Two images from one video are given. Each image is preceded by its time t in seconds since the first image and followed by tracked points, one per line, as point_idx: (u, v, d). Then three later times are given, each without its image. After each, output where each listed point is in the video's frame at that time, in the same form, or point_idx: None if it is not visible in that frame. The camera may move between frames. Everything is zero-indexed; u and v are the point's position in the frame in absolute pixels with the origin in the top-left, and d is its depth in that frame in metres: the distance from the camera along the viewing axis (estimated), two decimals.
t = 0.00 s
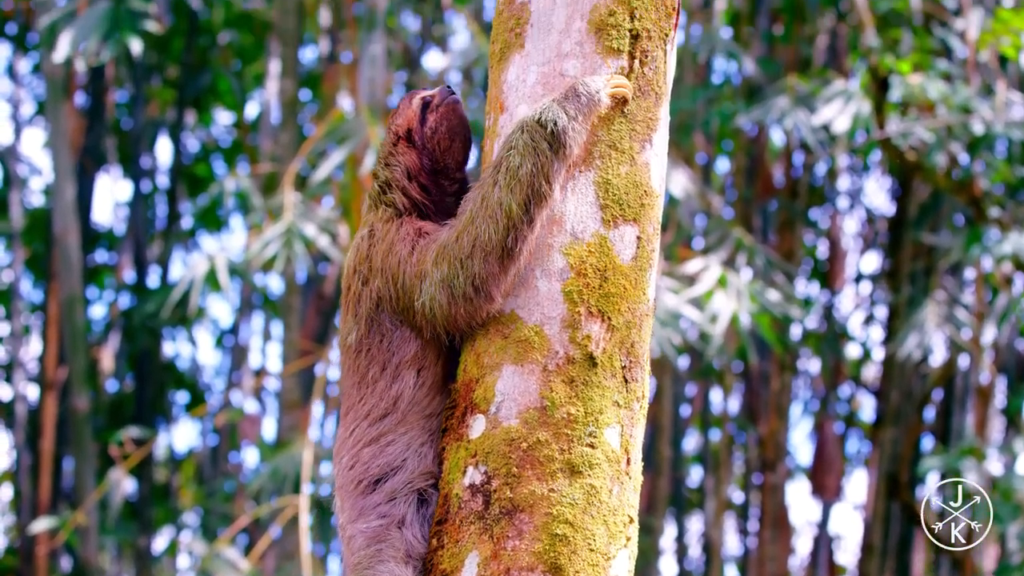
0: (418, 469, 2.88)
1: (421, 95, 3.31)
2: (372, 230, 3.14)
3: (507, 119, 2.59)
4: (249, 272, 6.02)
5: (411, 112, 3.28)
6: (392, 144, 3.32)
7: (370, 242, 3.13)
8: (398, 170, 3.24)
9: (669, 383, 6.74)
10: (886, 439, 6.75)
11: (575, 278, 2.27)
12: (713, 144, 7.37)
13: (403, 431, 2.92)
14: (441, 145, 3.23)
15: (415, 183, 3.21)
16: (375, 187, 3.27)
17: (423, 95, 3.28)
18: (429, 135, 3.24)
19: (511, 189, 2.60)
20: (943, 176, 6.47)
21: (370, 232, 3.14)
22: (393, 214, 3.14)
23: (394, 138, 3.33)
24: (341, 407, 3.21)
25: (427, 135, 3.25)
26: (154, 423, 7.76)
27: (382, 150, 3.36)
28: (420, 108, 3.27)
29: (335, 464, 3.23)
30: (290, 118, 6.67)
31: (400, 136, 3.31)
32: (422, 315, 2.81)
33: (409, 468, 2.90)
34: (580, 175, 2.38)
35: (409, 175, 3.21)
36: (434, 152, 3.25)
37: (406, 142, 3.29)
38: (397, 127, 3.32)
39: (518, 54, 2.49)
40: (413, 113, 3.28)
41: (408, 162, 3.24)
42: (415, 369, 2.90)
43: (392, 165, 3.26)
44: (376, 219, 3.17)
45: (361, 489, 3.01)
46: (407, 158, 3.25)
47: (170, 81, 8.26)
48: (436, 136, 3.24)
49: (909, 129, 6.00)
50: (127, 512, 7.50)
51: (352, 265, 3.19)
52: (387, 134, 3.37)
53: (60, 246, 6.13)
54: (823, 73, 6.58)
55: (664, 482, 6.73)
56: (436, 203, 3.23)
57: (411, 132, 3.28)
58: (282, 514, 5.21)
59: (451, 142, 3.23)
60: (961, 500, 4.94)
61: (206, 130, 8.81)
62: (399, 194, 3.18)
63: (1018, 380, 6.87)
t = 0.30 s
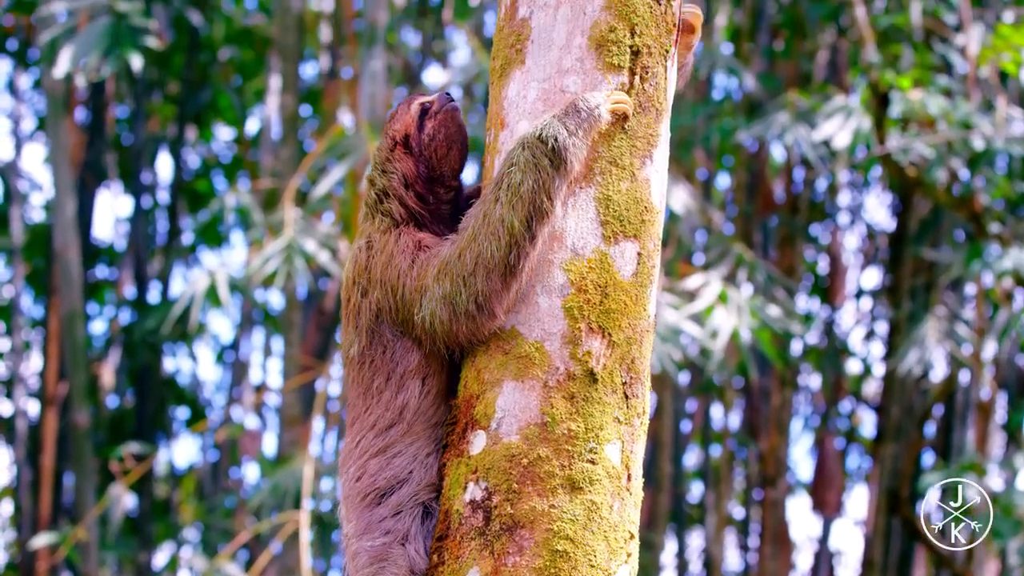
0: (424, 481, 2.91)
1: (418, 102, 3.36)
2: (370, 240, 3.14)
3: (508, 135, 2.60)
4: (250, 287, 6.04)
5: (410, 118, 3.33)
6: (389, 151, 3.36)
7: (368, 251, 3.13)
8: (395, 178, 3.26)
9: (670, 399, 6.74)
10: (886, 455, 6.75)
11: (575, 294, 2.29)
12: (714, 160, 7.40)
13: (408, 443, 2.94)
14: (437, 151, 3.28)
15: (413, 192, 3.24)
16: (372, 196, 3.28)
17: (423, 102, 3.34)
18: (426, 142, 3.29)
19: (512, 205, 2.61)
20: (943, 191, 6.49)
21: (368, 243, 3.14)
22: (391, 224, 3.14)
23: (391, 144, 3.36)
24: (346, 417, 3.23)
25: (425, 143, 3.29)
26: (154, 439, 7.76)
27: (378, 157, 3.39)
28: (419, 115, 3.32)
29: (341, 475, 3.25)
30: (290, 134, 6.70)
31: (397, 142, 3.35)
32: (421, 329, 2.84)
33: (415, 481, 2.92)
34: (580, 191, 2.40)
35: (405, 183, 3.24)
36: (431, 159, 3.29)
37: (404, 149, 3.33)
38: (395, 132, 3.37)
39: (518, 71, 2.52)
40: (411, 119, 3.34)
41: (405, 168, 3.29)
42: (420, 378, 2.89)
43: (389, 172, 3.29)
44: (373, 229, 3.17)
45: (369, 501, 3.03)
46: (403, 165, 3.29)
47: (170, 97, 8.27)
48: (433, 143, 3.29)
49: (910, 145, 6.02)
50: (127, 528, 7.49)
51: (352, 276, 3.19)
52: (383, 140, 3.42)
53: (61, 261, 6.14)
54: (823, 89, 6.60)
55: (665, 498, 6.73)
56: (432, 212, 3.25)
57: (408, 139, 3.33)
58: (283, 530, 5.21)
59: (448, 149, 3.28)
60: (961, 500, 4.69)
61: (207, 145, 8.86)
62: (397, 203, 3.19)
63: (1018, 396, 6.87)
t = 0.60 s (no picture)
0: (430, 492, 2.93)
1: (424, 108, 3.34)
2: (373, 248, 3.16)
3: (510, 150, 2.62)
4: (251, 302, 6.06)
5: (415, 124, 3.31)
6: (393, 156, 3.35)
7: (371, 259, 3.14)
8: (399, 185, 3.26)
9: (671, 413, 6.76)
10: (887, 469, 6.74)
11: (576, 309, 2.30)
12: (715, 174, 7.43)
13: (411, 453, 2.97)
14: (442, 160, 3.25)
15: (417, 198, 3.22)
16: (376, 202, 3.28)
17: (428, 108, 3.32)
18: (431, 148, 3.26)
19: (514, 219, 2.62)
20: (944, 206, 6.51)
21: (370, 251, 3.16)
22: (393, 232, 3.14)
23: (395, 149, 3.35)
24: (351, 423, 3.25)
25: (429, 149, 3.27)
26: (155, 453, 7.76)
27: (382, 162, 3.38)
28: (424, 121, 3.30)
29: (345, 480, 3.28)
30: (292, 148, 6.73)
31: (401, 147, 3.33)
32: (423, 341, 2.86)
33: (421, 492, 2.94)
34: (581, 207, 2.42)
35: (409, 189, 3.23)
36: (434, 166, 3.26)
37: (407, 155, 3.32)
38: (399, 137, 3.35)
39: (519, 85, 2.54)
40: (417, 125, 3.32)
41: (408, 174, 3.27)
42: (426, 386, 2.90)
43: (394, 178, 3.28)
44: (376, 236, 3.18)
45: (375, 512, 3.05)
46: (407, 171, 3.28)
47: (172, 111, 8.30)
48: (438, 151, 3.26)
49: (910, 159, 6.05)
50: (128, 542, 7.49)
51: (356, 284, 3.20)
52: (387, 145, 3.40)
53: (62, 276, 6.15)
54: (824, 103, 6.63)
55: (666, 512, 6.74)
56: (435, 217, 3.25)
57: (412, 144, 3.31)
58: (284, 544, 5.21)
59: (450, 158, 3.25)
60: (961, 502, 4.64)
61: (208, 160, 8.91)
62: (401, 210, 3.19)
63: (1020, 410, 6.88)
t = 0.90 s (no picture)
0: (421, 494, 2.99)
1: (426, 107, 3.33)
2: (374, 251, 3.16)
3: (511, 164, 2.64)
4: (252, 314, 6.07)
5: (417, 123, 3.30)
6: (393, 156, 3.34)
7: (373, 262, 3.14)
8: (401, 187, 3.25)
9: (672, 426, 6.76)
10: (888, 481, 6.74)
11: (577, 321, 2.32)
12: (715, 187, 7.46)
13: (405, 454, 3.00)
14: (442, 160, 3.26)
15: (418, 200, 3.22)
16: (377, 203, 3.27)
17: (431, 108, 3.30)
18: (431, 149, 3.26)
19: (516, 232, 2.63)
20: (945, 218, 6.53)
21: (372, 254, 3.15)
22: (396, 235, 3.14)
23: (395, 149, 3.34)
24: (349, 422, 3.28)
25: (430, 150, 3.27)
26: (156, 465, 7.76)
27: (382, 162, 3.36)
28: (426, 120, 3.29)
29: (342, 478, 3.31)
30: (292, 160, 6.75)
31: (402, 146, 3.32)
32: (423, 350, 2.88)
33: (416, 493, 2.99)
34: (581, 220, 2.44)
35: (411, 191, 3.23)
36: (435, 167, 3.27)
37: (408, 155, 3.31)
38: (400, 136, 3.34)
39: (520, 97, 2.56)
40: (418, 124, 3.30)
41: (408, 174, 3.27)
42: (422, 391, 2.93)
43: (395, 179, 3.27)
44: (378, 239, 3.17)
45: (365, 512, 3.11)
46: (408, 172, 3.28)
47: (173, 123, 8.33)
48: (438, 151, 3.26)
49: (911, 171, 6.06)
50: (128, 555, 7.49)
51: (356, 287, 3.21)
52: (389, 143, 3.39)
53: (62, 289, 6.16)
54: (825, 115, 6.66)
55: (667, 524, 6.75)
56: (437, 219, 3.24)
57: (413, 144, 3.30)
58: (284, 557, 5.21)
59: (451, 159, 3.25)
60: (961, 501, 4.66)
61: (209, 172, 8.95)
62: (403, 212, 3.18)
63: (1020, 423, 6.88)
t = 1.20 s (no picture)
0: (402, 473, 3.03)
1: (437, 95, 3.32)
2: (379, 243, 3.15)
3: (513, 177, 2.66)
4: (253, 326, 6.08)
5: (427, 111, 3.28)
6: (402, 143, 3.32)
7: (377, 254, 3.13)
8: (409, 175, 3.23)
9: (673, 438, 6.77)
10: (889, 493, 6.74)
11: (578, 333, 2.34)
12: (716, 199, 7.49)
13: (388, 437, 3.06)
14: (450, 149, 3.25)
15: (426, 189, 3.21)
16: (383, 191, 3.25)
17: (442, 96, 3.30)
18: (440, 138, 3.26)
19: (518, 245, 2.64)
20: (946, 230, 6.55)
21: (377, 246, 3.14)
22: (402, 229, 3.13)
23: (404, 136, 3.32)
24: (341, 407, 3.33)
25: (439, 138, 3.26)
26: (157, 477, 7.77)
27: (391, 149, 3.35)
28: (436, 109, 3.28)
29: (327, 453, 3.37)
30: (293, 172, 6.77)
31: (411, 133, 3.30)
32: (423, 353, 2.91)
33: (392, 473, 3.03)
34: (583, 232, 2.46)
35: (418, 180, 3.21)
36: (443, 156, 3.26)
37: (416, 143, 3.30)
38: (410, 123, 3.32)
39: (522, 109, 2.58)
40: (428, 112, 3.29)
41: (416, 162, 3.27)
42: (408, 381, 3.04)
43: (403, 167, 3.26)
44: (385, 231, 3.15)
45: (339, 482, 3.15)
46: (416, 161, 3.26)
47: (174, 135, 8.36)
48: (447, 140, 3.26)
49: (912, 183, 6.07)
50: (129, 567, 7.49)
51: (357, 277, 3.22)
52: (398, 129, 3.37)
53: (63, 301, 6.15)
54: (826, 127, 6.69)
55: (668, 536, 6.76)
56: (444, 209, 3.21)
57: (422, 132, 3.29)
58: (285, 569, 5.21)
59: (461, 148, 3.25)
60: (961, 500, 4.65)
61: (210, 185, 9.00)
62: (410, 203, 3.17)
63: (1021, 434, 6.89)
